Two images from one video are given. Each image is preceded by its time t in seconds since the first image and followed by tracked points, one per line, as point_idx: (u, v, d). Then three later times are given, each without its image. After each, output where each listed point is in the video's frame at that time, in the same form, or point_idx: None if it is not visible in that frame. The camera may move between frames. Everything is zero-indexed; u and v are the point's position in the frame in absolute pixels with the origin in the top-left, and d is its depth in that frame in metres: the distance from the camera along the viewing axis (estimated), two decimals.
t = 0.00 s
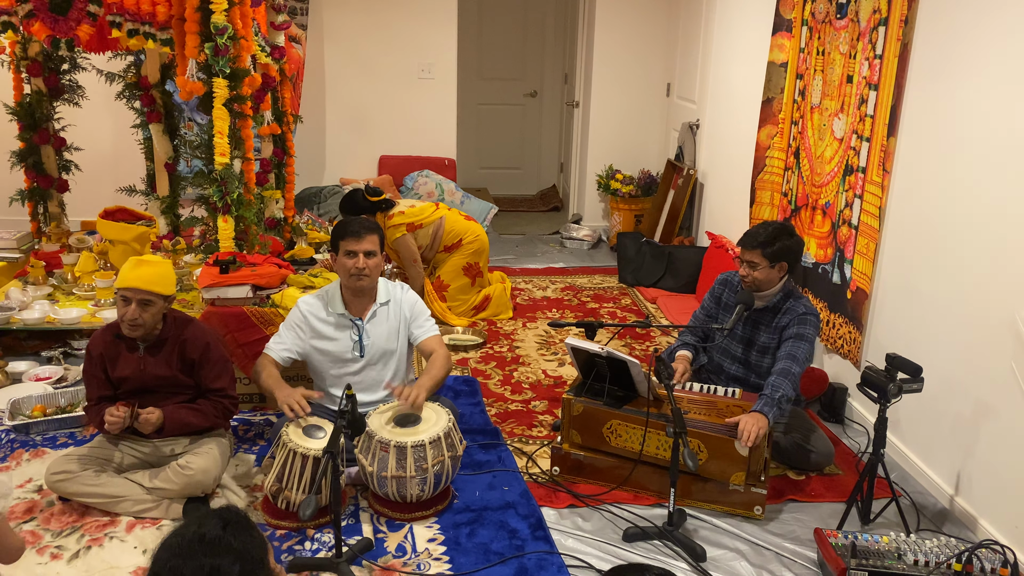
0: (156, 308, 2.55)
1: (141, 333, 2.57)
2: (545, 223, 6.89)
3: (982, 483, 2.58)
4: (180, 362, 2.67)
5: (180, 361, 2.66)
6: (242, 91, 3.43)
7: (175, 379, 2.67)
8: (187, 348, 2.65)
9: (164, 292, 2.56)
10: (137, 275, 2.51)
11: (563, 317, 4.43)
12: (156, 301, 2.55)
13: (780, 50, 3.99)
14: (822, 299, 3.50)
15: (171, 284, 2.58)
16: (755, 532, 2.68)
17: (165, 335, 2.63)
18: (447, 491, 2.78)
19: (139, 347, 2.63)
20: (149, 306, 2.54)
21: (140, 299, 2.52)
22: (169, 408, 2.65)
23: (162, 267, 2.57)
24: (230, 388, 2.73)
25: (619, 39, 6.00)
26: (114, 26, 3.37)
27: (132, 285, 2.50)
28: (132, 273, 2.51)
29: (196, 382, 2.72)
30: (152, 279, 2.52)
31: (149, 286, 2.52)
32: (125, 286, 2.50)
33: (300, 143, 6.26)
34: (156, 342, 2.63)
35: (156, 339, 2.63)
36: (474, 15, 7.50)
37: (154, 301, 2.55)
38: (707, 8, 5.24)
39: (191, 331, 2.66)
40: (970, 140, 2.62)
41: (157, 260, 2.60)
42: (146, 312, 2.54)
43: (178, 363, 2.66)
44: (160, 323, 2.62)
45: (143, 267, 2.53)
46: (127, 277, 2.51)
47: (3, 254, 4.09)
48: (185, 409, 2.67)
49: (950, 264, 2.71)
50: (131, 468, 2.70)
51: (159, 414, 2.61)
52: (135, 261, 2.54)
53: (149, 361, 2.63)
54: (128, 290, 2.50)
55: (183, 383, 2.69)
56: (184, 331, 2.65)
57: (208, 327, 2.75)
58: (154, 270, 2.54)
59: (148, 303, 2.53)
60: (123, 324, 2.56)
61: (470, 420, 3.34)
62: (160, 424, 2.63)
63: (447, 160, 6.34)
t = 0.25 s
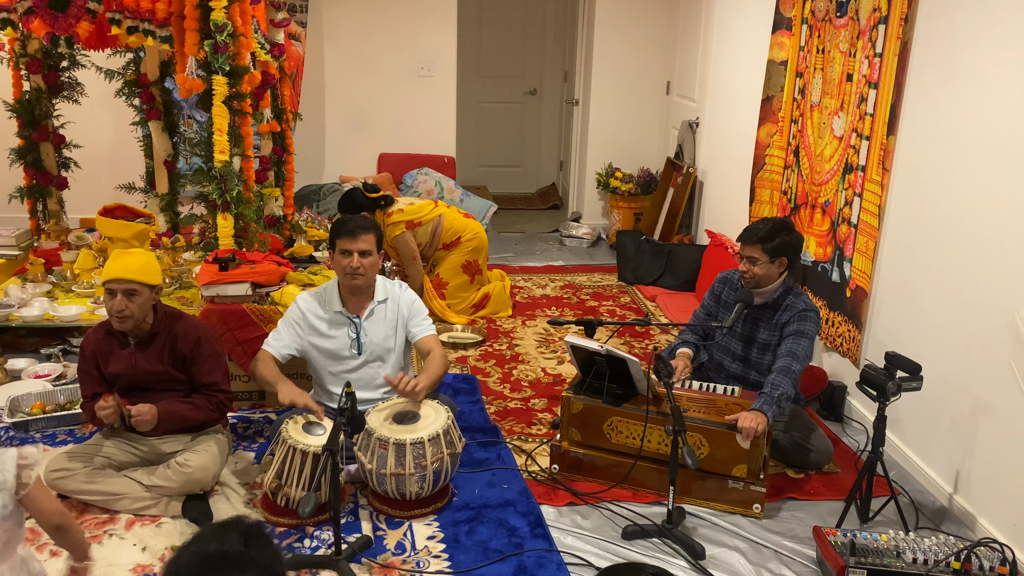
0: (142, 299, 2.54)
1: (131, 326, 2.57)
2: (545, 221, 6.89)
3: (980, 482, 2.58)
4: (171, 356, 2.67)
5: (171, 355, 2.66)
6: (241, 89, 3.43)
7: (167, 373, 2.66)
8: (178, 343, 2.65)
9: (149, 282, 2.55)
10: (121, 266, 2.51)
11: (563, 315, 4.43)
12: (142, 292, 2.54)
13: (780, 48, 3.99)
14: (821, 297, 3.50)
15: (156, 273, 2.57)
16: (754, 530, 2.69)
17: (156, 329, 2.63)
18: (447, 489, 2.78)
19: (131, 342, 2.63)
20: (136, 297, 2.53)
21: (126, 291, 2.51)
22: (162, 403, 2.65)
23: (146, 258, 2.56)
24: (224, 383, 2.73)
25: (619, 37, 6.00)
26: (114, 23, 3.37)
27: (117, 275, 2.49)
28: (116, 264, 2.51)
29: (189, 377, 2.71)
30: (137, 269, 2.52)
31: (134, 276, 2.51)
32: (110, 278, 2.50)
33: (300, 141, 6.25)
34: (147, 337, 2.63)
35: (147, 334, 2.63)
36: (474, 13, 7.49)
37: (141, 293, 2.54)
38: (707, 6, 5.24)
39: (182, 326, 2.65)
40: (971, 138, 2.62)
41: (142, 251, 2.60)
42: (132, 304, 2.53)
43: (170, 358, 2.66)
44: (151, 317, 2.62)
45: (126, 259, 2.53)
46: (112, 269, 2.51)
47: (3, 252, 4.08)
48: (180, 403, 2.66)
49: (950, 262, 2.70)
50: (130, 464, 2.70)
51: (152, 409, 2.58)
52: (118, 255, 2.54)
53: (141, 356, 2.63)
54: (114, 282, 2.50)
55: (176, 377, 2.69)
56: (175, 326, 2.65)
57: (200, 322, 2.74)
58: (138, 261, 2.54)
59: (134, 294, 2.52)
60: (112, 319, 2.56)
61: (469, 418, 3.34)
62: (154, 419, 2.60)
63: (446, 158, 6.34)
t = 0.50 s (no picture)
0: (135, 299, 2.53)
1: (127, 329, 2.56)
2: (545, 219, 6.88)
3: (980, 480, 2.59)
4: (170, 356, 2.67)
5: (170, 354, 2.66)
6: (242, 87, 3.42)
7: (167, 373, 2.66)
8: (177, 342, 2.65)
9: (138, 283, 2.53)
10: (108, 271, 2.49)
11: (563, 313, 4.43)
12: (133, 294, 2.53)
13: (780, 46, 3.98)
14: (822, 295, 3.50)
15: (142, 273, 2.55)
16: (754, 527, 2.69)
17: (154, 329, 2.62)
18: (447, 487, 2.78)
19: (128, 343, 2.63)
20: (127, 299, 2.52)
21: (117, 295, 2.50)
22: (160, 405, 2.65)
23: (130, 260, 2.54)
24: (223, 380, 2.74)
25: (619, 35, 5.99)
26: (113, 21, 3.36)
27: (104, 281, 2.48)
28: (102, 270, 2.49)
29: (188, 375, 2.71)
30: (123, 271, 2.50)
31: (121, 280, 2.49)
32: (99, 285, 2.49)
33: (300, 139, 6.25)
34: (145, 337, 2.62)
35: (144, 334, 2.62)
36: (474, 11, 7.48)
37: (132, 294, 2.53)
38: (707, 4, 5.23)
39: (179, 325, 2.65)
40: (971, 136, 2.62)
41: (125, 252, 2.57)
42: (125, 307, 2.52)
43: (169, 357, 2.66)
44: (147, 317, 2.61)
45: (110, 263, 2.51)
46: (99, 275, 2.49)
47: (3, 250, 4.09)
48: (177, 404, 2.67)
49: (950, 260, 2.70)
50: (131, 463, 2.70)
51: (150, 413, 2.61)
52: (102, 259, 2.52)
53: (139, 357, 2.63)
54: (103, 288, 2.49)
55: (176, 376, 2.69)
56: (172, 325, 2.65)
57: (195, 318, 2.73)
58: (122, 263, 2.52)
59: (125, 297, 2.51)
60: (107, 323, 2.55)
61: (469, 416, 3.34)
62: (152, 422, 2.63)
63: (446, 155, 6.33)
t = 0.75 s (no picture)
0: (139, 294, 2.52)
1: (129, 324, 2.56)
2: (545, 217, 6.88)
3: (981, 477, 2.59)
4: (171, 353, 2.66)
5: (172, 352, 2.66)
6: (241, 84, 3.42)
7: (167, 370, 2.66)
8: (178, 339, 2.65)
9: (142, 278, 2.52)
10: (113, 265, 2.49)
11: (563, 311, 4.43)
12: (137, 288, 2.52)
13: (780, 43, 3.98)
14: (822, 292, 3.50)
15: (147, 267, 2.54)
16: (754, 525, 2.69)
17: (155, 326, 2.62)
18: (447, 485, 2.78)
19: (130, 339, 2.63)
20: (132, 294, 2.51)
21: (122, 289, 2.50)
22: (164, 402, 2.65)
23: (137, 254, 2.54)
24: (226, 380, 2.74)
25: (619, 33, 5.98)
26: (112, 19, 3.36)
27: (108, 275, 2.48)
28: (108, 263, 2.49)
29: (190, 373, 2.71)
30: (129, 266, 2.50)
31: (126, 274, 2.49)
32: (104, 279, 2.49)
33: (299, 137, 6.24)
34: (146, 334, 2.62)
35: (145, 331, 2.62)
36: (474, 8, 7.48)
37: (136, 289, 2.52)
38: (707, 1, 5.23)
39: (180, 322, 2.65)
40: (971, 133, 2.61)
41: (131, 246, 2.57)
42: (129, 302, 2.51)
43: (170, 354, 2.66)
44: (149, 314, 2.61)
45: (117, 257, 2.51)
46: (104, 269, 2.49)
47: (3, 249, 4.09)
48: (182, 400, 2.67)
49: (951, 258, 2.70)
50: (128, 461, 2.70)
51: (156, 409, 2.59)
52: (109, 253, 2.52)
53: (140, 354, 2.63)
54: (108, 282, 2.49)
55: (176, 374, 2.68)
56: (174, 322, 2.65)
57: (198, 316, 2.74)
58: (128, 258, 2.51)
59: (130, 292, 2.51)
60: (111, 318, 2.56)
61: (469, 414, 3.34)
62: (158, 420, 2.61)
63: (446, 153, 6.33)
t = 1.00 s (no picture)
0: (151, 301, 2.54)
1: (139, 328, 2.57)
2: (545, 215, 6.87)
3: (982, 475, 2.58)
4: (178, 356, 2.67)
5: (178, 354, 2.66)
6: (240, 83, 3.41)
7: (173, 373, 2.67)
8: (186, 342, 2.65)
9: (156, 284, 2.53)
10: (128, 271, 2.48)
11: (563, 309, 4.43)
12: (150, 294, 2.53)
13: (780, 41, 3.97)
14: (822, 290, 3.50)
15: (162, 274, 2.55)
16: (755, 523, 2.69)
17: (163, 328, 2.63)
18: (448, 484, 2.78)
19: (137, 341, 2.63)
20: (144, 300, 2.53)
21: (135, 294, 2.50)
22: (169, 403, 2.66)
23: (150, 260, 2.54)
24: (231, 381, 2.74)
25: (619, 30, 5.98)
26: (111, 18, 3.35)
27: (123, 281, 2.47)
28: (122, 269, 2.49)
29: (195, 376, 2.72)
30: (143, 273, 2.50)
31: (141, 281, 2.49)
32: (117, 283, 2.49)
33: (299, 136, 6.24)
34: (154, 336, 2.63)
35: (153, 334, 2.63)
36: (473, 6, 7.47)
37: (149, 296, 2.53)
38: None
39: (188, 325, 2.65)
40: (972, 131, 2.61)
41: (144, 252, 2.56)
42: (141, 307, 2.53)
43: (177, 356, 2.66)
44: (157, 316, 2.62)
45: (130, 263, 2.50)
46: (117, 274, 2.48)
47: (3, 249, 4.10)
48: (188, 405, 2.67)
49: (951, 256, 2.70)
50: (130, 460, 2.70)
51: (161, 413, 2.60)
52: (122, 258, 2.51)
53: (148, 355, 2.63)
54: (121, 287, 2.48)
55: (182, 375, 2.69)
56: (181, 326, 2.65)
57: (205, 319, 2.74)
58: (143, 264, 2.51)
59: (143, 297, 2.52)
60: (120, 320, 2.56)
61: (470, 413, 3.34)
62: (164, 422, 2.61)
63: (446, 152, 6.32)
